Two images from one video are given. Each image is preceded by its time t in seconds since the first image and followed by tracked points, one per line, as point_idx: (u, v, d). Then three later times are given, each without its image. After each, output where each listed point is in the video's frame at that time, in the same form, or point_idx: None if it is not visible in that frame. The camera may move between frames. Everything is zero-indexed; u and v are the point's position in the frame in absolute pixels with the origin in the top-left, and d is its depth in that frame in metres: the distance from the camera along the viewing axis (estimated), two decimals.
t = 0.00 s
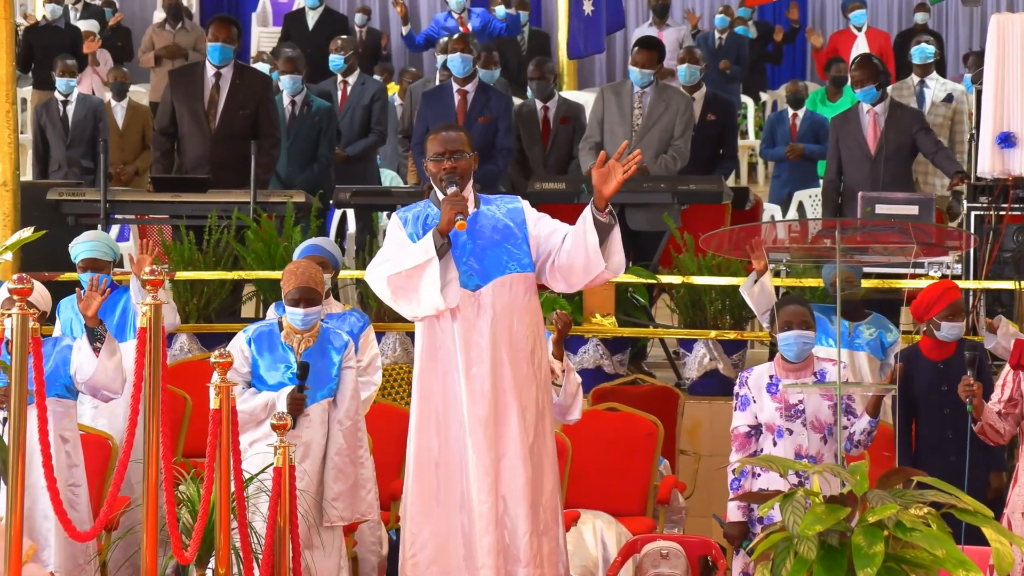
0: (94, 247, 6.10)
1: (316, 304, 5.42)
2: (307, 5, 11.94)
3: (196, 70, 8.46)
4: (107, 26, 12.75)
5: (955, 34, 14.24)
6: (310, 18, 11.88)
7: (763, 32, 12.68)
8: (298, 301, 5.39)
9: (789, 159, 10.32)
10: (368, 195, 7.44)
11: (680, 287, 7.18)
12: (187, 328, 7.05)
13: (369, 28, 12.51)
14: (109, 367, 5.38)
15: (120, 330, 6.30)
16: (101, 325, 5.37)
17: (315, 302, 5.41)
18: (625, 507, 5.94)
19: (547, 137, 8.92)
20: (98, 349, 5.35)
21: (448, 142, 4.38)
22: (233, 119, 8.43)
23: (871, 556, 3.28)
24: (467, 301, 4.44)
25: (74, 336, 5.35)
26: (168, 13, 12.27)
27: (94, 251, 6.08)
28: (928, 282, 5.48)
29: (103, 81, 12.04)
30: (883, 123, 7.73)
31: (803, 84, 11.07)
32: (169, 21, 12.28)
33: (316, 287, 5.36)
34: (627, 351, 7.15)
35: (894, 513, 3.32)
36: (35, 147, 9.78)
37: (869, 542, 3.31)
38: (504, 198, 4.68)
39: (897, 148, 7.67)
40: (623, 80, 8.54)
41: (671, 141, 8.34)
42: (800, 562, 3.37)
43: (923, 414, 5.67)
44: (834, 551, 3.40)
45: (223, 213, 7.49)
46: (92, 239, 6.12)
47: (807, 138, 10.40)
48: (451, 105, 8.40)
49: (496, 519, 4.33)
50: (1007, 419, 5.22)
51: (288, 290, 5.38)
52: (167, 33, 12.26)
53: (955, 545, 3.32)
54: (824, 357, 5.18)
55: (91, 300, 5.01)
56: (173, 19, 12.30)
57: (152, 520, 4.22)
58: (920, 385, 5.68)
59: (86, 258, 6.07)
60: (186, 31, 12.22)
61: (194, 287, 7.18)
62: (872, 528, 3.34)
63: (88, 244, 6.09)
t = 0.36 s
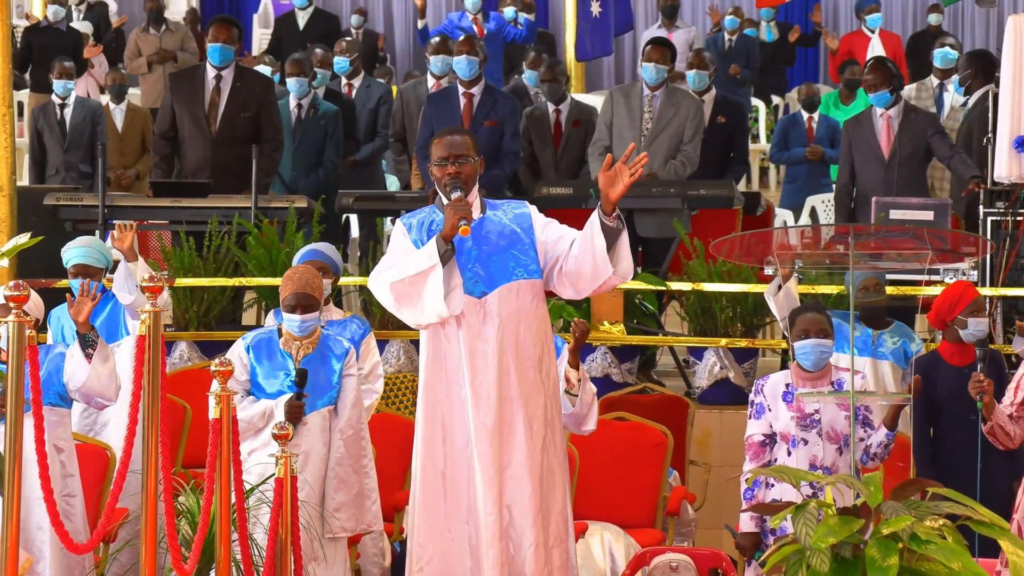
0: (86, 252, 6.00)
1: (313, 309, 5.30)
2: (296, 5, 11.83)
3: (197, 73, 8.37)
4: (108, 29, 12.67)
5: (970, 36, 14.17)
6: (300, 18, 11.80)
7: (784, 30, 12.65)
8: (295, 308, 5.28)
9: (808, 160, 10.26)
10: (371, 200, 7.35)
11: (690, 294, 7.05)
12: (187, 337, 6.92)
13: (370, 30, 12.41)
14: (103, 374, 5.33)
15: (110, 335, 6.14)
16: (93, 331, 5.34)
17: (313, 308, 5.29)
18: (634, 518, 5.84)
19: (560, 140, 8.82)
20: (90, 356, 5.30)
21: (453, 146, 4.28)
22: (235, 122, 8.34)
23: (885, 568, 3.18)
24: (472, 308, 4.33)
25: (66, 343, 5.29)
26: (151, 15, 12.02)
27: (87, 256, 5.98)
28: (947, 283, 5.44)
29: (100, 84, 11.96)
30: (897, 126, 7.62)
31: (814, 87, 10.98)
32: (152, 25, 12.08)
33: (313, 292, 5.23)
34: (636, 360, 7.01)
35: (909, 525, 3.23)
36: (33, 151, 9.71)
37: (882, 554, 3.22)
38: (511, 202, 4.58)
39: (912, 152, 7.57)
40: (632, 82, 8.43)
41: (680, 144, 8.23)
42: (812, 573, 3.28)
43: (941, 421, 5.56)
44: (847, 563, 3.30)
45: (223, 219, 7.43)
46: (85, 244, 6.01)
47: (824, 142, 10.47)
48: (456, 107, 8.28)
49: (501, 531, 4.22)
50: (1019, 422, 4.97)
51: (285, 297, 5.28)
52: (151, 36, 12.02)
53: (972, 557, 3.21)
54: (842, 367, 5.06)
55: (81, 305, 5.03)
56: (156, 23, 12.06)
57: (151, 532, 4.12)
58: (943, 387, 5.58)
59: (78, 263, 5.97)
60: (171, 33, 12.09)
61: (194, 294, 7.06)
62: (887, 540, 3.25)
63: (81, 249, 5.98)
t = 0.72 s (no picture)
0: (76, 256, 5.93)
1: (296, 313, 5.23)
2: (286, 6, 11.85)
3: (197, 75, 8.29)
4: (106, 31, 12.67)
5: (982, 38, 14.10)
6: (290, 19, 11.79)
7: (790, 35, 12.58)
8: (278, 311, 5.21)
9: (812, 165, 10.19)
10: (372, 204, 7.27)
11: (696, 300, 6.96)
12: (184, 343, 6.87)
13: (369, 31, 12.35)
14: (92, 379, 5.23)
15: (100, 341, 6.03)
16: (82, 336, 5.23)
17: (296, 312, 5.22)
18: (640, 528, 5.74)
19: (570, 144, 8.71)
20: (79, 360, 5.20)
21: (456, 151, 4.20)
22: (236, 124, 8.27)
23: None
24: (476, 315, 4.25)
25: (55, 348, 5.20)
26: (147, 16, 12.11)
27: (77, 260, 5.91)
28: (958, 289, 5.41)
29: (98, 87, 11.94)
30: (908, 130, 7.54)
31: (821, 89, 10.90)
32: (147, 25, 12.19)
33: (297, 296, 5.17)
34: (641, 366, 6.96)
35: (918, 534, 3.15)
36: (28, 154, 9.63)
37: (891, 563, 3.14)
38: (515, 206, 4.50)
39: (922, 156, 7.49)
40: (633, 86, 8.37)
41: (683, 147, 8.15)
42: None
43: (953, 429, 5.47)
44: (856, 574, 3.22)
45: (223, 224, 7.36)
46: (74, 248, 5.95)
47: (832, 145, 10.33)
48: (459, 110, 8.20)
49: (507, 542, 4.14)
50: None
51: (270, 298, 5.21)
52: (147, 37, 12.09)
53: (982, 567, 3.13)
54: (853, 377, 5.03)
55: (69, 310, 4.88)
56: (149, 24, 12.24)
57: (149, 542, 4.03)
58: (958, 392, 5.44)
59: (69, 267, 5.90)
60: (167, 34, 12.12)
61: (191, 300, 6.98)
62: (896, 550, 3.17)
63: (70, 252, 5.92)
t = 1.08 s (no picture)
0: (68, 264, 5.85)
1: (276, 320, 5.10)
2: (280, 10, 11.71)
3: (195, 79, 8.22)
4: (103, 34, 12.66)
5: (993, 41, 14.00)
6: (286, 23, 11.68)
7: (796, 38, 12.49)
8: (258, 317, 5.08)
9: (816, 169, 10.12)
10: (372, 209, 7.19)
11: (704, 306, 6.85)
12: (183, 350, 6.79)
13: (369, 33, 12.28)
14: (81, 385, 5.30)
15: (93, 349, 5.94)
16: (69, 343, 5.37)
17: (276, 318, 5.09)
18: (646, 537, 5.65)
19: (581, 148, 8.58)
20: (67, 367, 5.31)
21: (459, 157, 4.11)
22: (235, 128, 8.18)
23: None
24: (479, 323, 4.17)
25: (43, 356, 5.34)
26: (148, 18, 12.10)
27: (68, 268, 5.83)
28: (971, 294, 5.34)
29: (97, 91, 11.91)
30: (920, 134, 7.44)
31: (830, 92, 10.81)
32: (147, 28, 12.18)
33: (278, 302, 5.06)
34: (648, 374, 6.83)
35: (930, 544, 3.09)
36: (24, 159, 9.57)
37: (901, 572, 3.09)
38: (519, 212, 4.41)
39: (932, 161, 7.41)
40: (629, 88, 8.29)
41: (683, 150, 8.06)
42: None
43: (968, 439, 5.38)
44: None
45: (222, 229, 7.29)
46: (65, 256, 5.86)
47: (836, 148, 10.19)
48: (461, 114, 8.11)
49: (511, 554, 4.05)
50: None
51: (249, 305, 5.09)
52: (147, 39, 12.09)
53: None
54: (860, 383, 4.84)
55: (54, 315, 4.97)
56: (150, 26, 12.22)
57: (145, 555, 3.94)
58: (972, 400, 5.34)
59: (60, 276, 5.82)
60: (167, 36, 12.11)
61: (190, 306, 6.90)
62: (907, 560, 3.11)
63: (62, 261, 5.83)
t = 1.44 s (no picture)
0: (62, 268, 5.82)
1: (256, 325, 5.03)
2: (290, 11, 11.74)
3: (194, 81, 8.16)
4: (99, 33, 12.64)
5: (1003, 42, 13.92)
6: (294, 25, 11.69)
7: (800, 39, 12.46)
8: (237, 323, 5.03)
9: (820, 172, 10.05)
10: (373, 213, 7.13)
11: (710, 310, 6.79)
12: (181, 355, 6.74)
13: (370, 34, 12.23)
14: (71, 390, 5.30)
15: (84, 356, 5.89)
16: (56, 347, 5.33)
17: (255, 324, 5.03)
18: (651, 545, 5.61)
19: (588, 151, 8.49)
20: (54, 370, 5.28)
21: (462, 160, 4.05)
22: (235, 132, 8.14)
23: None
24: (481, 329, 4.11)
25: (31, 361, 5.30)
26: (163, 17, 12.05)
27: (62, 273, 5.81)
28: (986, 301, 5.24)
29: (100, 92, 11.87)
30: (928, 135, 7.38)
31: (837, 94, 10.74)
32: (161, 28, 12.12)
33: (256, 307, 5.00)
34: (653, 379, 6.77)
35: (938, 551, 3.04)
36: (19, 162, 9.52)
37: None
38: (522, 215, 4.35)
39: (940, 164, 7.34)
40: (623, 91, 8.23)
41: (682, 150, 8.00)
42: None
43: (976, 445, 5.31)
44: None
45: (221, 232, 7.26)
46: (60, 261, 5.83)
47: (842, 150, 10.13)
48: (463, 115, 8.05)
49: (514, 563, 3.98)
50: None
51: (231, 310, 5.05)
52: (158, 40, 12.04)
53: None
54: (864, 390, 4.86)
55: (39, 321, 4.91)
56: (165, 25, 12.13)
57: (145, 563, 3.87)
58: (977, 408, 5.24)
59: (54, 280, 5.81)
60: (179, 38, 12.05)
61: (188, 310, 6.84)
62: (915, 568, 3.06)
63: (55, 266, 5.80)
